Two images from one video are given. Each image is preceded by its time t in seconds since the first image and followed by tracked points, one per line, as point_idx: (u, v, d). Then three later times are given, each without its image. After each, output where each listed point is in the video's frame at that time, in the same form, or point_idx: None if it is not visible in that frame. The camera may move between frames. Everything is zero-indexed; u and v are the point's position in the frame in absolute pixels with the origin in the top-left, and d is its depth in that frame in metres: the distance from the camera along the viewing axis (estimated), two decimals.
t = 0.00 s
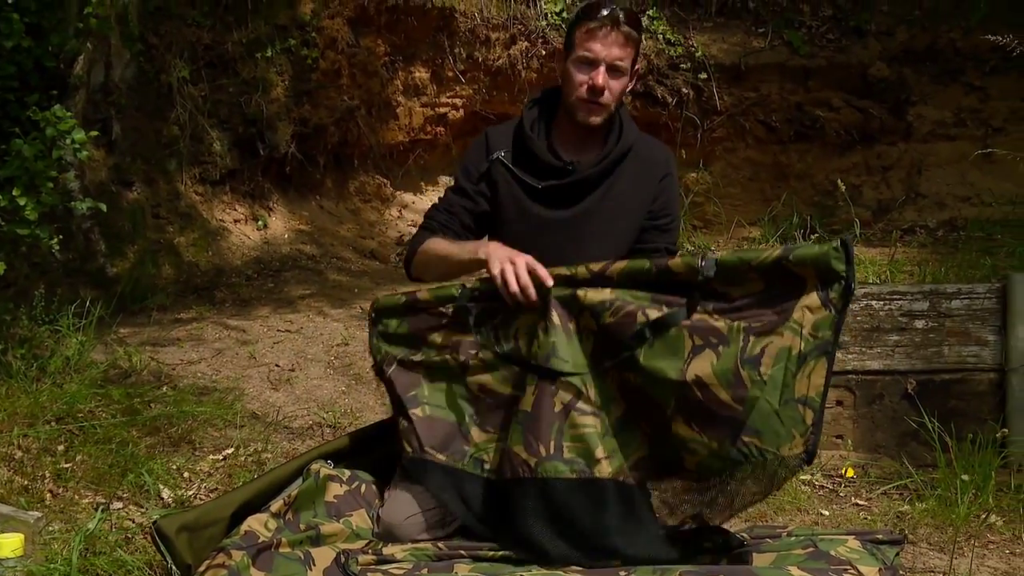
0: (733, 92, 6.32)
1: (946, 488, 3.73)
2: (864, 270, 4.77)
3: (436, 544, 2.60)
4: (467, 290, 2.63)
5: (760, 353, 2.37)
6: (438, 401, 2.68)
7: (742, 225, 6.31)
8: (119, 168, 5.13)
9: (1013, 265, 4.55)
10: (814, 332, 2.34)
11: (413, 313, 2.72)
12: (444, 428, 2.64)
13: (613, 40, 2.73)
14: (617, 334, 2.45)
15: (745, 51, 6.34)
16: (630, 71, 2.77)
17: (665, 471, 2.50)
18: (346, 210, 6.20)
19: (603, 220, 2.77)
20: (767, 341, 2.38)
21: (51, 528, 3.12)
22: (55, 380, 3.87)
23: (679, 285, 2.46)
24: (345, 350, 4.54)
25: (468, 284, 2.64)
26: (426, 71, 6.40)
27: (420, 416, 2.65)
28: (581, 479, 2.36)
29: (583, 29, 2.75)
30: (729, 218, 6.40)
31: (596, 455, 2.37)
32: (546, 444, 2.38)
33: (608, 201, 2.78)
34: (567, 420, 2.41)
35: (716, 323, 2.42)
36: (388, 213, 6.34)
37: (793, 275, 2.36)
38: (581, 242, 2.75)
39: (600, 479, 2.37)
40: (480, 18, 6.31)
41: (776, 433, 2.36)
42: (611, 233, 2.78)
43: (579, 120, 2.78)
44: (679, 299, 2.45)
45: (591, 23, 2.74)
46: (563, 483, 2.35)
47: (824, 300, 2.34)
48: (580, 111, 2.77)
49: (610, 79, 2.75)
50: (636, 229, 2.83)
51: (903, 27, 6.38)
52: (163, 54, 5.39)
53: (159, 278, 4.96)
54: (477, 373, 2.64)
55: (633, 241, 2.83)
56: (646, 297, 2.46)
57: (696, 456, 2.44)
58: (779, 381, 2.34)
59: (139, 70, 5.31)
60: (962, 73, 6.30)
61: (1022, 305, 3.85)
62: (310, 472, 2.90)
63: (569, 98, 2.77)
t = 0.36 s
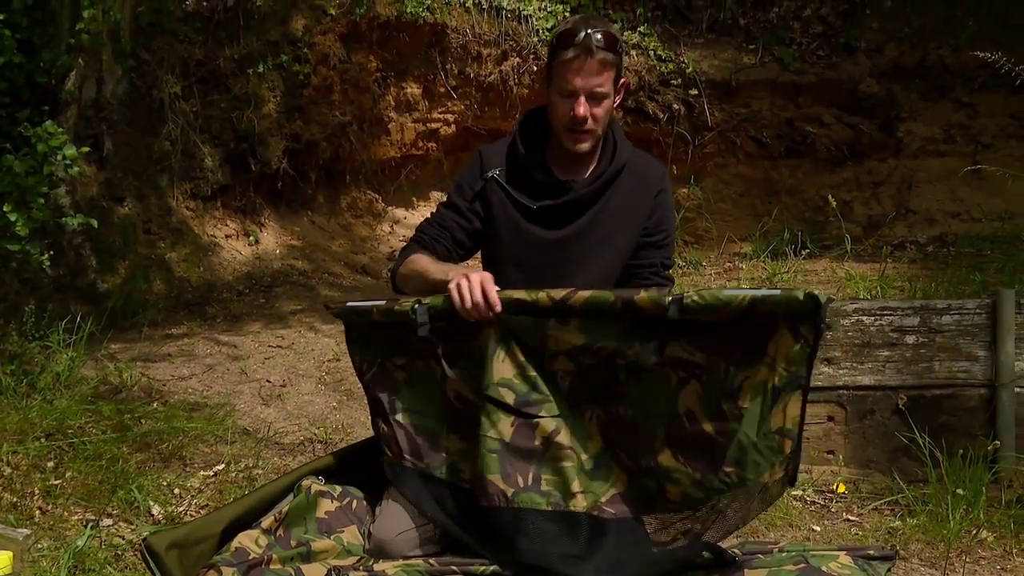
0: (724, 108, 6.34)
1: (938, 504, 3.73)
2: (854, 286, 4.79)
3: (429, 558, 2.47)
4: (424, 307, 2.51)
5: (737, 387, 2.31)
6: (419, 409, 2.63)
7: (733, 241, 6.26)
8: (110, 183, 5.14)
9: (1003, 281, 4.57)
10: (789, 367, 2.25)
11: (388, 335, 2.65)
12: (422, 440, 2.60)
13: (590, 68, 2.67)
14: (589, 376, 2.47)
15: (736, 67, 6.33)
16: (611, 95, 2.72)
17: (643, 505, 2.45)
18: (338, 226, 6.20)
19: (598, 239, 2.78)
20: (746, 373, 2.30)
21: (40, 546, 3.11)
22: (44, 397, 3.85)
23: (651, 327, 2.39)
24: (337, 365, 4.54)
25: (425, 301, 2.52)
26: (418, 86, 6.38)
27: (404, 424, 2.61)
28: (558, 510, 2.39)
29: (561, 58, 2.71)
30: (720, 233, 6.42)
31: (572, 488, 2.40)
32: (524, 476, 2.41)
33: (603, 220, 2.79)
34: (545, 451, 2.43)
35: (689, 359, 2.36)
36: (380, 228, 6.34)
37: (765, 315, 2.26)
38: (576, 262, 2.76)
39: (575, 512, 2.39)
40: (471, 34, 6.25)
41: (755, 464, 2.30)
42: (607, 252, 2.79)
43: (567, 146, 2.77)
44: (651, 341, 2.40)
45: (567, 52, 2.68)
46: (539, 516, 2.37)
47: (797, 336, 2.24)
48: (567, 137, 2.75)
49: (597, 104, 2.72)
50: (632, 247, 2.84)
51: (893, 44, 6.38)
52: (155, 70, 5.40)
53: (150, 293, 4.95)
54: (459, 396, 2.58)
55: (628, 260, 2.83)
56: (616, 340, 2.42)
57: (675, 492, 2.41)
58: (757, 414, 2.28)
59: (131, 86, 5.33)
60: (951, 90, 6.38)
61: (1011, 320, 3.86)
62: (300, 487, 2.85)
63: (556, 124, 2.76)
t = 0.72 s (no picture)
0: (718, 119, 6.35)
1: (932, 515, 3.72)
2: (849, 297, 4.80)
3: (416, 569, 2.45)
4: (402, 317, 2.49)
5: (706, 418, 2.25)
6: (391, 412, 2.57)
7: (727, 251, 6.35)
8: (104, 195, 5.16)
9: (997, 293, 4.58)
10: (759, 400, 2.22)
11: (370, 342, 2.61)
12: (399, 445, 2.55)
13: (577, 89, 2.65)
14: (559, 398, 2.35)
15: (729, 78, 6.34)
16: (600, 112, 2.71)
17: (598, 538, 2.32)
18: (332, 236, 6.19)
19: (590, 249, 2.78)
20: (716, 405, 2.26)
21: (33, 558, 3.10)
22: (38, 408, 3.85)
23: (622, 349, 2.31)
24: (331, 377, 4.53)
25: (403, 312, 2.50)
26: (413, 97, 6.32)
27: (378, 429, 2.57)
28: (510, 537, 2.25)
29: (546, 81, 2.67)
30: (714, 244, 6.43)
31: (524, 515, 2.26)
32: (477, 497, 2.27)
33: (594, 231, 2.79)
34: (502, 474, 2.29)
35: (659, 385, 2.29)
36: (375, 239, 6.32)
37: (741, 344, 2.22)
38: (567, 272, 2.77)
39: (524, 541, 2.25)
40: (466, 44, 6.23)
41: (716, 496, 2.22)
42: (598, 263, 2.79)
43: (562, 162, 2.78)
44: (625, 365, 2.31)
45: (552, 75, 2.65)
46: (490, 540, 2.25)
47: (771, 370, 2.21)
48: (559, 154, 2.75)
49: (585, 122, 2.70)
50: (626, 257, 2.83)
51: (887, 55, 6.42)
52: (149, 80, 5.44)
53: (144, 303, 4.95)
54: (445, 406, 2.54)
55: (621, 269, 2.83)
56: (587, 360, 2.33)
57: (631, 527, 2.28)
58: (722, 444, 2.23)
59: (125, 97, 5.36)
60: (944, 101, 6.40)
61: (1004, 331, 3.87)
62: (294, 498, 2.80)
63: (547, 141, 2.75)
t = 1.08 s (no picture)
0: (714, 122, 6.34)
1: (928, 518, 3.69)
2: (844, 300, 4.81)
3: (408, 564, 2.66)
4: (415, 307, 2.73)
5: (676, 424, 2.48)
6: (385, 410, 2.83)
7: (723, 255, 6.36)
8: (101, 198, 5.19)
9: (991, 297, 4.60)
10: (726, 406, 2.43)
11: (382, 337, 2.87)
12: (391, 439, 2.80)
13: (574, 88, 2.66)
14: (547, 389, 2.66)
15: (726, 81, 6.34)
16: (596, 112, 2.72)
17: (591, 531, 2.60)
18: (329, 239, 6.19)
19: (580, 250, 2.79)
20: (689, 411, 2.48)
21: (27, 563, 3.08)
22: (34, 411, 3.84)
23: (601, 345, 2.60)
24: (327, 380, 4.54)
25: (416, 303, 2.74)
26: (409, 101, 6.29)
27: (365, 427, 2.81)
28: (504, 510, 2.58)
29: (541, 80, 2.68)
30: (710, 247, 6.44)
31: (521, 489, 2.60)
32: (478, 469, 2.61)
33: (585, 231, 2.79)
34: (501, 451, 2.64)
35: (636, 387, 2.54)
36: (371, 243, 6.30)
37: (711, 343, 2.47)
38: (558, 274, 2.79)
39: (524, 515, 2.59)
40: (462, 48, 6.18)
41: (687, 502, 2.45)
42: (590, 264, 2.79)
43: (555, 162, 2.78)
44: (606, 361, 2.59)
45: (549, 74, 2.66)
46: (485, 511, 2.57)
47: (738, 375, 2.43)
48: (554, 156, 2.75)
49: (580, 121, 2.71)
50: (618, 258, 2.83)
51: (882, 59, 6.42)
52: (146, 84, 5.47)
53: (140, 307, 4.95)
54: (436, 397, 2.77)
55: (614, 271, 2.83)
56: (571, 354, 2.62)
57: (615, 518, 2.56)
58: (690, 449, 2.46)
59: (122, 100, 5.40)
60: (940, 105, 6.41)
61: (1000, 334, 3.87)
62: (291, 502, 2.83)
63: (541, 140, 2.75)
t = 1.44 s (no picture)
0: (714, 123, 6.34)
1: (928, 519, 3.67)
2: (846, 301, 4.80)
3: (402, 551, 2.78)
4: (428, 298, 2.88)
5: (649, 365, 2.58)
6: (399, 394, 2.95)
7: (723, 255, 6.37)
8: (101, 198, 5.23)
9: (992, 297, 4.59)
10: (695, 346, 2.52)
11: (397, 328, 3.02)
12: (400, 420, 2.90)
13: (604, 88, 2.76)
14: (538, 354, 2.76)
15: (725, 82, 6.34)
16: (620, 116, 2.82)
17: (564, 487, 2.70)
18: (329, 240, 6.18)
19: (578, 251, 2.79)
20: (661, 354, 2.58)
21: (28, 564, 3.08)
22: (34, 412, 3.84)
23: (586, 306, 2.70)
24: (328, 380, 4.54)
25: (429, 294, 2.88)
26: (409, 101, 6.18)
27: (385, 410, 2.93)
28: (486, 469, 2.68)
29: (573, 74, 2.77)
30: (710, 247, 6.45)
31: (503, 450, 2.70)
32: (467, 429, 2.72)
33: (582, 232, 2.79)
34: (489, 418, 2.74)
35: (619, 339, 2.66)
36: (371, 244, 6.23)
37: (683, 290, 2.54)
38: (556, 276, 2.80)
39: (502, 473, 2.68)
40: (462, 49, 6.09)
41: (652, 443, 2.52)
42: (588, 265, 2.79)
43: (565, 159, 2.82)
44: (595, 319, 2.69)
45: (585, 69, 2.75)
46: (468, 466, 2.68)
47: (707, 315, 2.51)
48: (566, 152, 2.80)
49: (604, 121, 2.79)
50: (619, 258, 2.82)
51: (882, 59, 6.42)
52: (146, 84, 5.53)
53: (140, 307, 4.96)
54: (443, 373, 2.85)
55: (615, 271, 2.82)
56: (563, 316, 2.72)
57: (582, 468, 2.65)
58: (660, 390, 2.54)
59: (122, 101, 5.46)
60: (940, 105, 6.41)
61: (1000, 335, 3.87)
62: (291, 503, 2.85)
63: (557, 134, 2.82)
